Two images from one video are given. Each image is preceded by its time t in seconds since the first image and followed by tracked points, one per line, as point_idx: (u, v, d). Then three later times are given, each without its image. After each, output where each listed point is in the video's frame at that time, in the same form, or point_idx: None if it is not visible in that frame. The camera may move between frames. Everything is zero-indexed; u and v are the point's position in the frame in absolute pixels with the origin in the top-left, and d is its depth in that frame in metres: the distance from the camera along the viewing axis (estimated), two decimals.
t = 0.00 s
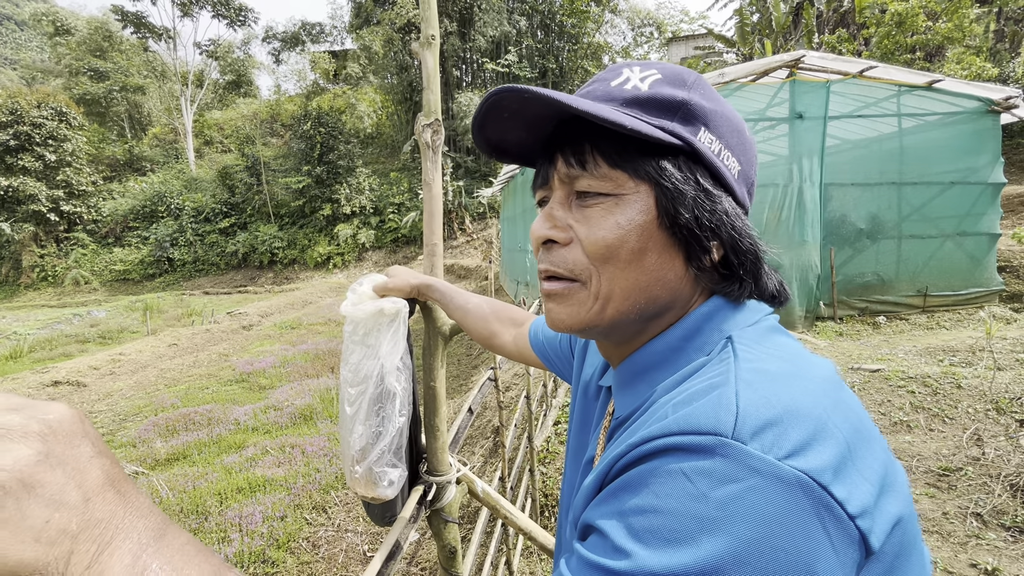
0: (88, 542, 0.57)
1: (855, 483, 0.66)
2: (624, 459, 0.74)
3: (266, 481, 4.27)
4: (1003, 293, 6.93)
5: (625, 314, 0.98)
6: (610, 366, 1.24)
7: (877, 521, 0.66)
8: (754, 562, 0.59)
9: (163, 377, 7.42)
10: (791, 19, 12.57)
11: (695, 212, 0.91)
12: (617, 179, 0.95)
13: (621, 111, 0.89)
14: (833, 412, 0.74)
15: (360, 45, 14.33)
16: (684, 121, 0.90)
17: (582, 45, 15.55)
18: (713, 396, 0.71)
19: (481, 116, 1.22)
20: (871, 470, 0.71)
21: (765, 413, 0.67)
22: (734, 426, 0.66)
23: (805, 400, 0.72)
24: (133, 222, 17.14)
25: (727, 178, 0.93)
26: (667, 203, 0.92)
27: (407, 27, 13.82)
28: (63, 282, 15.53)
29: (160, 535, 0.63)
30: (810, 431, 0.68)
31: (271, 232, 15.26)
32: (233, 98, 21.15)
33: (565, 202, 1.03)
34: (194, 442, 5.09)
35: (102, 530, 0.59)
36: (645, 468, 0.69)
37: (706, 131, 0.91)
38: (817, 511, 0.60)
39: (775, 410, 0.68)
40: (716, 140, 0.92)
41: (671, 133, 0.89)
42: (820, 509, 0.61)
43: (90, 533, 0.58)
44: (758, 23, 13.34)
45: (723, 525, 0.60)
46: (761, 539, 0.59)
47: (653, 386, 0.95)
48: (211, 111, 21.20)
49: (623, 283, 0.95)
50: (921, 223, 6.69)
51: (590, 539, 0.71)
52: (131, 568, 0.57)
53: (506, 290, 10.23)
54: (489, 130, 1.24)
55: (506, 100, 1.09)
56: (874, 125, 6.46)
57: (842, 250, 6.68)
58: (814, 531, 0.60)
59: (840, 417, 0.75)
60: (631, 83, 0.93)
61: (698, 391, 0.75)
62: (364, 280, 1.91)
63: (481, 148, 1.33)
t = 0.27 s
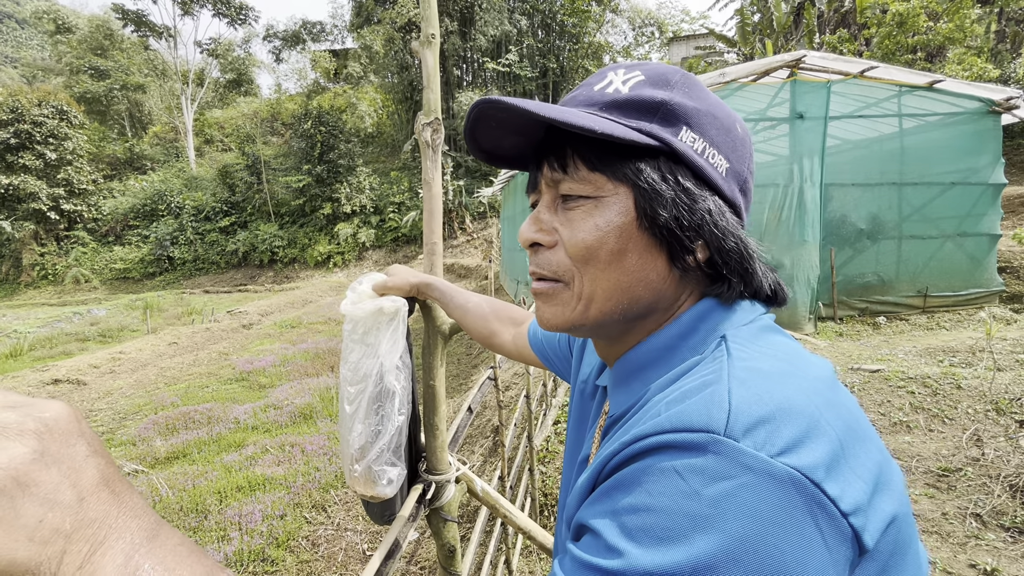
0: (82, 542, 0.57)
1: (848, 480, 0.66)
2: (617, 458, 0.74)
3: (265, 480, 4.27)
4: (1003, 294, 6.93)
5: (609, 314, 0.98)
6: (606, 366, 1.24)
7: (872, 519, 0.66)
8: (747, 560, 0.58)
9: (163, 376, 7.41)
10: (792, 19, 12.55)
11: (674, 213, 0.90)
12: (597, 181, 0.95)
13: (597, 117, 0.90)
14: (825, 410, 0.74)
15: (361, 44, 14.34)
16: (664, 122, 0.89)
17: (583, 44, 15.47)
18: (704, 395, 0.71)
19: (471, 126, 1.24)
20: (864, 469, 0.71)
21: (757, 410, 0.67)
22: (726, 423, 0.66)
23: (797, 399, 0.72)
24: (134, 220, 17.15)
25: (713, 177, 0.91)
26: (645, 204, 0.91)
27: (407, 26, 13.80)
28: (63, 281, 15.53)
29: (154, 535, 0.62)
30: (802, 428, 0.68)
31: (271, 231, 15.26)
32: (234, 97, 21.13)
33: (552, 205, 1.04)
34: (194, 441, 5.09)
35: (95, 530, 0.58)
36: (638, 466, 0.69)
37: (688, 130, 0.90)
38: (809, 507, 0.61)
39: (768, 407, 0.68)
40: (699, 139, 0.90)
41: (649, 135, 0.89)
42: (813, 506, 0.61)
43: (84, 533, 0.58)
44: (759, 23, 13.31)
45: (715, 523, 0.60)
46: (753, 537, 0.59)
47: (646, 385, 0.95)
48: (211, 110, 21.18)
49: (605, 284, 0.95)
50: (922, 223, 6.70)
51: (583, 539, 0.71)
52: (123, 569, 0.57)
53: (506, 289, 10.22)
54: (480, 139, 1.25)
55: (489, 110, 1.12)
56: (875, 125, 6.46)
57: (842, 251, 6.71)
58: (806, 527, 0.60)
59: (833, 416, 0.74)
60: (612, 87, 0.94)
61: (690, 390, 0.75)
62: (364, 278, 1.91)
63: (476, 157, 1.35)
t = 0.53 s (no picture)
0: (76, 541, 0.57)
1: (850, 484, 0.66)
2: (616, 459, 0.74)
3: (265, 478, 4.27)
4: (1004, 296, 6.92)
5: (602, 309, 0.98)
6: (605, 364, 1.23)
7: (872, 523, 0.66)
8: (745, 563, 0.58)
9: (163, 374, 7.42)
10: (794, 19, 12.53)
11: (670, 209, 0.90)
12: (593, 176, 0.95)
13: (594, 110, 0.90)
14: (827, 413, 0.73)
15: (362, 43, 14.26)
16: (663, 117, 0.89)
17: (584, 44, 15.43)
18: (706, 395, 0.71)
19: (474, 119, 1.25)
20: (866, 471, 0.70)
21: (758, 412, 0.67)
22: (727, 425, 0.66)
23: (799, 401, 0.72)
24: (134, 218, 17.15)
25: (713, 174, 0.91)
26: (641, 199, 0.91)
27: (409, 25, 13.79)
28: (63, 278, 15.53)
29: (148, 534, 0.62)
30: (804, 430, 0.67)
31: (271, 230, 15.26)
32: (235, 96, 21.11)
33: (550, 200, 1.04)
34: (194, 438, 5.10)
35: (89, 528, 0.58)
36: (637, 468, 0.69)
37: (688, 126, 0.89)
38: (810, 511, 0.60)
39: (769, 410, 0.68)
40: (699, 134, 0.90)
41: (648, 130, 0.89)
42: (814, 510, 0.61)
43: (80, 531, 0.58)
44: (760, 23, 13.30)
45: (715, 526, 0.59)
46: (753, 541, 0.59)
47: (644, 384, 0.94)
48: (212, 108, 21.18)
49: (598, 279, 0.95)
50: (923, 224, 6.69)
51: (582, 541, 0.71)
52: (118, 567, 0.57)
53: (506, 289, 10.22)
54: (483, 133, 1.25)
55: (491, 103, 1.12)
56: (876, 126, 6.47)
57: (842, 251, 6.71)
58: (808, 531, 0.60)
59: (835, 418, 0.74)
60: (614, 81, 0.94)
61: (691, 391, 0.75)
62: (364, 276, 1.91)
63: (480, 152, 1.36)
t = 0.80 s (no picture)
0: (79, 537, 0.57)
1: (857, 485, 0.66)
2: (621, 458, 0.74)
3: (265, 476, 4.27)
4: (1004, 297, 6.92)
5: (609, 309, 0.98)
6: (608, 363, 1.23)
7: (878, 524, 0.66)
8: (751, 564, 0.58)
9: (163, 371, 7.43)
10: (796, 20, 12.51)
11: (679, 208, 0.90)
12: (601, 175, 0.95)
13: (602, 109, 0.90)
14: (834, 413, 0.73)
15: (364, 42, 14.22)
16: (671, 115, 0.89)
17: (586, 43, 15.64)
18: (712, 395, 0.71)
19: (478, 117, 1.24)
20: (872, 471, 0.70)
21: (765, 412, 0.67)
22: (734, 425, 0.66)
23: (806, 400, 0.72)
24: (135, 215, 17.16)
25: (719, 172, 0.91)
26: (649, 198, 0.91)
27: (411, 24, 13.78)
28: (64, 275, 15.54)
29: (151, 531, 0.62)
30: (812, 431, 0.67)
31: (272, 228, 15.27)
32: (236, 93, 21.09)
33: (556, 199, 1.04)
34: (194, 436, 5.10)
35: (93, 524, 0.58)
36: (642, 467, 0.69)
37: (696, 124, 0.89)
38: (818, 512, 0.60)
39: (776, 409, 0.68)
40: (706, 133, 0.90)
41: (656, 128, 0.88)
42: (822, 511, 0.60)
43: (82, 528, 0.58)
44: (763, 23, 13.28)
45: (721, 526, 0.59)
46: (760, 540, 0.58)
47: (649, 383, 0.94)
48: (213, 106, 21.17)
49: (607, 279, 0.95)
50: (924, 225, 6.68)
51: (586, 540, 0.71)
52: (121, 565, 0.57)
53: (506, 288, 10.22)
54: (487, 131, 1.25)
55: (496, 100, 1.11)
56: (877, 127, 6.46)
57: (843, 252, 6.70)
58: (814, 531, 0.60)
59: (841, 419, 0.74)
60: (620, 79, 0.93)
61: (697, 389, 0.75)
62: (365, 275, 1.90)
63: (483, 151, 1.35)
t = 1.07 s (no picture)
0: (78, 531, 0.57)
1: (856, 478, 0.66)
2: (624, 451, 0.74)
3: (264, 473, 4.28)
4: (1005, 299, 6.90)
5: (635, 316, 0.96)
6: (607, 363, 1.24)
7: (878, 517, 0.66)
8: (752, 555, 0.58)
9: (164, 369, 7.43)
10: (799, 20, 12.48)
11: (692, 206, 0.92)
12: (613, 180, 0.94)
13: (606, 115, 0.89)
14: (833, 408, 0.73)
15: (365, 40, 14.19)
16: (667, 116, 0.90)
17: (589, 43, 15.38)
18: (714, 389, 0.71)
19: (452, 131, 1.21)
20: (871, 466, 0.70)
21: (765, 406, 0.67)
22: (736, 418, 0.66)
23: (807, 395, 0.72)
24: (136, 213, 17.16)
25: (712, 168, 0.95)
26: (665, 198, 0.92)
27: (413, 23, 13.76)
28: (65, 272, 15.56)
29: (150, 525, 0.62)
30: (812, 425, 0.67)
31: (273, 226, 15.28)
32: (238, 91, 21.09)
33: (558, 208, 1.03)
34: (194, 433, 5.11)
35: (91, 518, 0.58)
36: (644, 460, 0.69)
37: (688, 124, 0.92)
38: (818, 504, 0.60)
39: (776, 403, 0.68)
40: (699, 131, 0.93)
41: (658, 130, 0.89)
42: (822, 504, 0.60)
43: (81, 522, 0.57)
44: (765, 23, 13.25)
45: (723, 516, 0.59)
46: (761, 531, 0.58)
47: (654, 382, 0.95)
48: (215, 104, 21.16)
49: (634, 287, 0.93)
50: (925, 227, 6.67)
51: (588, 531, 0.71)
52: (118, 559, 0.57)
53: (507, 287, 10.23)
54: (463, 143, 1.22)
55: (487, 111, 1.06)
56: (879, 128, 6.46)
57: (845, 253, 6.72)
58: (816, 525, 0.60)
59: (841, 414, 0.74)
60: (606, 83, 0.92)
61: (698, 384, 0.75)
62: (366, 273, 1.90)
63: (456, 162, 1.33)
